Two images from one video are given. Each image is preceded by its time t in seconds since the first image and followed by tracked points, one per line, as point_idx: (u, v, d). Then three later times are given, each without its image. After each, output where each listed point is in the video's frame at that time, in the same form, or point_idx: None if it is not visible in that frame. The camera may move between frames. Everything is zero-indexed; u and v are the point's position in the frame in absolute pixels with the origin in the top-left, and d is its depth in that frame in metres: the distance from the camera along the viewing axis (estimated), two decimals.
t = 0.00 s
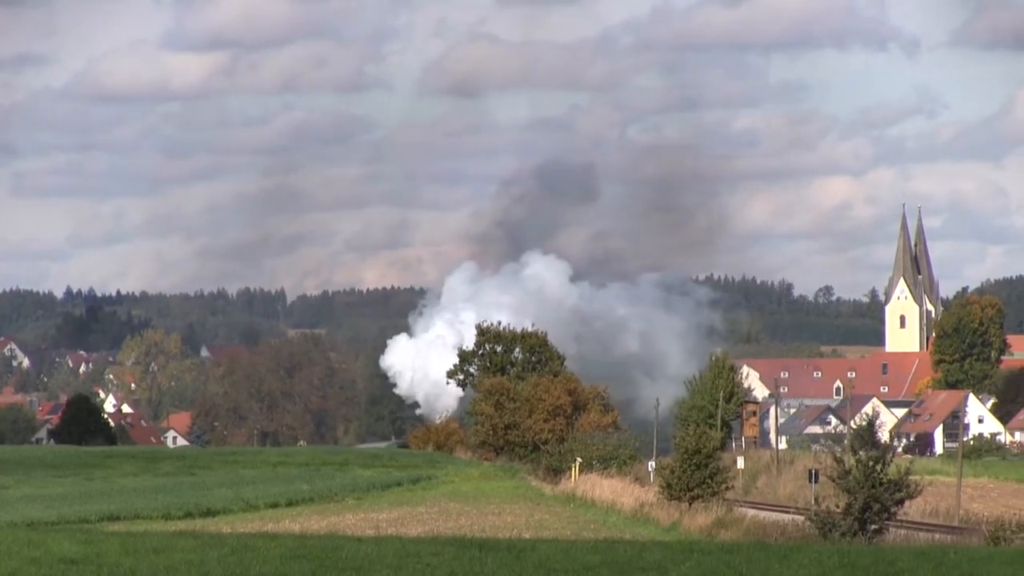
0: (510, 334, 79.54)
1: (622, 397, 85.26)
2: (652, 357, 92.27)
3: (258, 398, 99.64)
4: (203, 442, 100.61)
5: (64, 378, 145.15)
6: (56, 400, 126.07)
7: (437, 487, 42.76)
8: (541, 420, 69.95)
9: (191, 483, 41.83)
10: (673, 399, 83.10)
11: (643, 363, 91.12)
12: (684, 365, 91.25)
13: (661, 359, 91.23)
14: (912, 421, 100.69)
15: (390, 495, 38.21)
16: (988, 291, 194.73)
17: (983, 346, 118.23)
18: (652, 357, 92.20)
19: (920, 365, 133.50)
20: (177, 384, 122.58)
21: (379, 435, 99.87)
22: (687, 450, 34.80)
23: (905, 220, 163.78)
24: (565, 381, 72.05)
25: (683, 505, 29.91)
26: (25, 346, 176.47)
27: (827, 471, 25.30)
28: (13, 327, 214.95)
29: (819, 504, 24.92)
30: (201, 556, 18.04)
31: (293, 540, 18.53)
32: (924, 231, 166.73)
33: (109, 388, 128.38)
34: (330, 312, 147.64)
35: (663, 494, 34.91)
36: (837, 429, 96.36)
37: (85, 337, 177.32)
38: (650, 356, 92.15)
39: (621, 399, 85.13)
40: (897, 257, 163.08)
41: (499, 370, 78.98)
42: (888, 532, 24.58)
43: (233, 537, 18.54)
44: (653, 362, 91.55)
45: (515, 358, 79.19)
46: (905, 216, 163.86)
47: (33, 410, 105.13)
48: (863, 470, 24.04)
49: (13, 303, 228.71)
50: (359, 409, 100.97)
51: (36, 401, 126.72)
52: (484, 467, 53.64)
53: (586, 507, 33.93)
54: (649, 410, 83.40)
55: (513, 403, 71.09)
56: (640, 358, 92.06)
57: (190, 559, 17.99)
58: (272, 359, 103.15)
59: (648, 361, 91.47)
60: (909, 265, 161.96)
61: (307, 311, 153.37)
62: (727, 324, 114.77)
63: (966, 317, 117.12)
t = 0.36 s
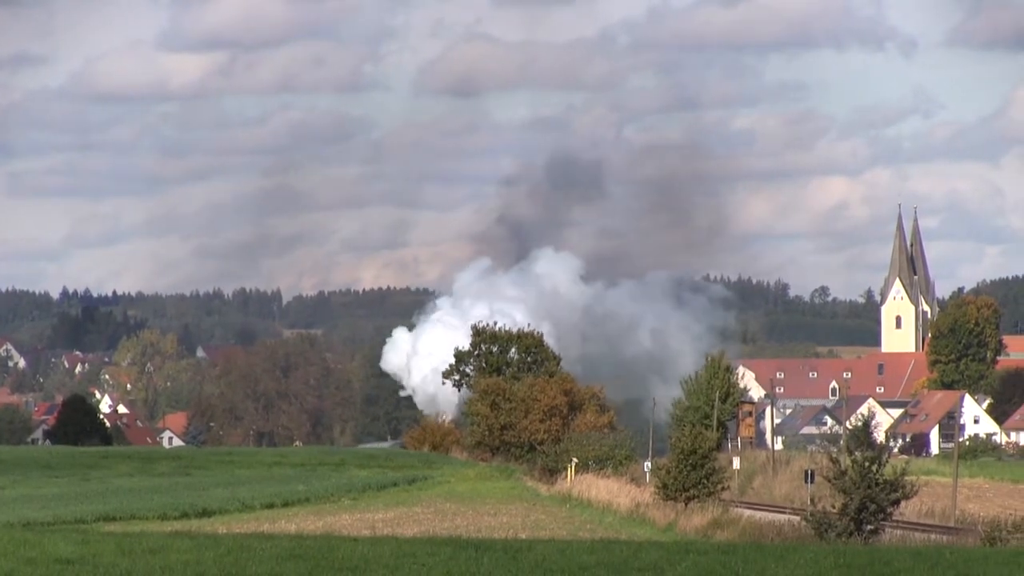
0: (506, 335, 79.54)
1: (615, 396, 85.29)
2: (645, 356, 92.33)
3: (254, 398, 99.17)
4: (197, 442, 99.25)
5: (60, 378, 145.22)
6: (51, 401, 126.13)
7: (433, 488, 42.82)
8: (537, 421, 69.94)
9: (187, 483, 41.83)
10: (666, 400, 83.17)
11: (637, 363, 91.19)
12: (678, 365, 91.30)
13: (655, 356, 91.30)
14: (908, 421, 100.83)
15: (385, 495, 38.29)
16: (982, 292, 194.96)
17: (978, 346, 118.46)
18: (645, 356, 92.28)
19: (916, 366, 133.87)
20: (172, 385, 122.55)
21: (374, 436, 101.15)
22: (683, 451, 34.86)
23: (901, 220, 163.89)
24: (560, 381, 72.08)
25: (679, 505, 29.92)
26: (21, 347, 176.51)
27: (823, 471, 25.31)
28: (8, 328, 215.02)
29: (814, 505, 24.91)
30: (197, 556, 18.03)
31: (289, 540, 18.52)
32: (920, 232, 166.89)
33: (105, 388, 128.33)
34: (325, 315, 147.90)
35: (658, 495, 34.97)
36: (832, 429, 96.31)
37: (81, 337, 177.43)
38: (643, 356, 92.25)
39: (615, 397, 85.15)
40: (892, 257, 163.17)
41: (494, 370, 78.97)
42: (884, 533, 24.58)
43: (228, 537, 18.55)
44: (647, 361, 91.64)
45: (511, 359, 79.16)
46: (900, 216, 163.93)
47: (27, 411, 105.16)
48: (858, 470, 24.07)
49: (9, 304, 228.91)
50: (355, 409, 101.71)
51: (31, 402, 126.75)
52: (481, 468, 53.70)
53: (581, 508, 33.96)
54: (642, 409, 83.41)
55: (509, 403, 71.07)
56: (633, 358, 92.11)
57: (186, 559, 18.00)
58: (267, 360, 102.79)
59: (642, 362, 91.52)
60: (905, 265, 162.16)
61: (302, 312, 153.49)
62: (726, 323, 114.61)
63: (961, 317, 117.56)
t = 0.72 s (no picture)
0: (498, 335, 79.56)
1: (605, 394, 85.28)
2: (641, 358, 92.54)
3: (246, 398, 98.21)
4: (190, 442, 98.62)
5: (52, 378, 145.27)
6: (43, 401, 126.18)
7: (425, 488, 42.87)
8: (529, 421, 70.08)
9: (179, 484, 41.77)
10: (658, 399, 83.20)
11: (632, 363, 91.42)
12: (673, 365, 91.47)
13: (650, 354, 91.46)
14: (900, 421, 100.70)
15: (377, 495, 38.30)
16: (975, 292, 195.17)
17: (971, 347, 118.43)
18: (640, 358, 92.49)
19: (909, 366, 133.82)
20: (165, 385, 122.56)
21: (366, 437, 102.21)
22: (675, 451, 34.93)
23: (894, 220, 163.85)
24: (553, 382, 72.18)
25: (671, 505, 29.91)
26: (13, 347, 176.52)
27: (815, 472, 25.29)
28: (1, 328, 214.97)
29: (807, 505, 24.90)
30: (189, 556, 18.05)
31: (281, 541, 18.51)
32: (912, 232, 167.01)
33: (97, 389, 128.27)
34: (317, 317, 148.09)
35: (650, 494, 35.10)
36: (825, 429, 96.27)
37: (73, 337, 177.41)
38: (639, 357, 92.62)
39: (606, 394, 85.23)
40: (885, 258, 163.10)
41: (487, 370, 78.97)
42: (876, 534, 24.55)
43: (220, 537, 18.55)
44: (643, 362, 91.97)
45: (503, 359, 79.17)
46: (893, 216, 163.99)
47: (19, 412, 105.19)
48: (850, 470, 24.04)
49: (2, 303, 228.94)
50: (347, 410, 102.74)
51: (22, 403, 126.76)
52: (473, 468, 53.77)
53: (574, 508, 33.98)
54: (634, 409, 83.43)
55: (501, 403, 71.06)
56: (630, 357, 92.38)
57: (179, 559, 18.02)
58: (260, 359, 101.18)
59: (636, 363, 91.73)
60: (898, 265, 162.26)
61: (295, 313, 153.57)
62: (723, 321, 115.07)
63: (953, 317, 117.65)
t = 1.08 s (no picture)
0: (481, 332, 79.59)
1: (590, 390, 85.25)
2: (625, 358, 93.15)
3: (229, 395, 97.54)
4: (172, 439, 99.25)
5: (37, 375, 145.39)
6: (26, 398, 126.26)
7: (407, 484, 42.95)
8: (512, 418, 70.23)
9: (162, 481, 41.66)
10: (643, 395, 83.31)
11: (613, 363, 91.94)
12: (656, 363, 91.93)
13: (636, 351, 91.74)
14: (884, 419, 100.89)
15: (360, 493, 38.35)
16: (956, 288, 195.77)
17: (954, 343, 118.15)
18: (623, 358, 93.10)
19: (890, 365, 134.03)
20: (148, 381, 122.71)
21: (349, 434, 102.15)
22: (658, 447, 34.84)
23: (877, 218, 164.07)
24: (535, 379, 72.43)
25: (654, 501, 29.96)
26: None
27: (799, 468, 25.30)
28: None
29: (790, 502, 24.91)
30: (171, 553, 18.07)
31: (264, 537, 18.52)
32: (895, 231, 167.19)
33: (81, 385, 128.39)
34: (299, 314, 148.38)
35: (633, 491, 34.97)
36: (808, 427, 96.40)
37: (56, 334, 177.44)
38: (622, 358, 93.27)
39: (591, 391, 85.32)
40: (868, 256, 163.35)
41: (470, 367, 78.98)
42: (860, 530, 24.59)
43: (203, 535, 18.56)
44: (626, 362, 92.55)
45: (486, 356, 79.16)
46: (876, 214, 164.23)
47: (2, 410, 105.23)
48: (834, 467, 24.02)
49: None
50: (330, 407, 102.49)
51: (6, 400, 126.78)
52: (455, 464, 53.96)
53: (557, 505, 34.03)
54: (616, 405, 83.50)
55: (485, 400, 71.04)
56: (612, 357, 92.91)
57: (162, 556, 18.04)
58: (243, 356, 99.76)
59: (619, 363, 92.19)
60: (881, 262, 162.48)
61: (279, 309, 153.73)
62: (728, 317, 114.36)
63: (937, 314, 117.28)
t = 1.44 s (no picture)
0: (469, 329, 79.64)
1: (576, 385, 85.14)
2: (615, 349, 92.57)
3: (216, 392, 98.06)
4: (160, 437, 100.06)
5: (23, 373, 145.24)
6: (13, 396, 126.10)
7: (395, 481, 43.23)
8: (499, 415, 70.34)
9: (150, 478, 41.70)
10: (628, 389, 83.46)
11: (602, 357, 91.57)
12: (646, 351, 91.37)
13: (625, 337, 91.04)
14: (870, 416, 100.94)
15: (346, 489, 38.55)
16: (943, 284, 196.38)
17: (940, 341, 119.22)
18: (615, 349, 92.68)
19: (877, 363, 134.20)
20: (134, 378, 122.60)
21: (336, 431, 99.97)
22: (645, 445, 34.87)
23: (864, 216, 164.62)
24: (523, 376, 72.32)
25: (641, 499, 30.02)
26: None
27: (786, 465, 25.34)
28: None
29: (777, 499, 24.93)
30: (159, 550, 18.09)
31: (251, 535, 18.52)
32: (882, 229, 168.00)
33: (68, 382, 128.27)
34: (285, 311, 148.44)
35: (620, 489, 34.82)
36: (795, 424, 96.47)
37: (43, 331, 177.23)
38: (614, 349, 92.72)
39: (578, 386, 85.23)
40: (856, 253, 164.48)
41: (457, 365, 78.98)
42: (846, 528, 24.65)
43: (190, 532, 18.55)
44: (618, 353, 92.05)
45: (473, 353, 79.19)
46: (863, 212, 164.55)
47: None
48: (820, 464, 24.07)
49: None
50: (317, 404, 100.28)
51: None
52: (443, 462, 54.19)
53: (543, 503, 34.10)
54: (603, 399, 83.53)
55: (473, 398, 71.29)
56: (605, 350, 92.56)
57: (150, 554, 18.04)
58: (230, 354, 99.19)
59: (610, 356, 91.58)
60: (868, 260, 162.97)
61: (266, 306, 153.71)
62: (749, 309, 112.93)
63: (924, 311, 118.57)
